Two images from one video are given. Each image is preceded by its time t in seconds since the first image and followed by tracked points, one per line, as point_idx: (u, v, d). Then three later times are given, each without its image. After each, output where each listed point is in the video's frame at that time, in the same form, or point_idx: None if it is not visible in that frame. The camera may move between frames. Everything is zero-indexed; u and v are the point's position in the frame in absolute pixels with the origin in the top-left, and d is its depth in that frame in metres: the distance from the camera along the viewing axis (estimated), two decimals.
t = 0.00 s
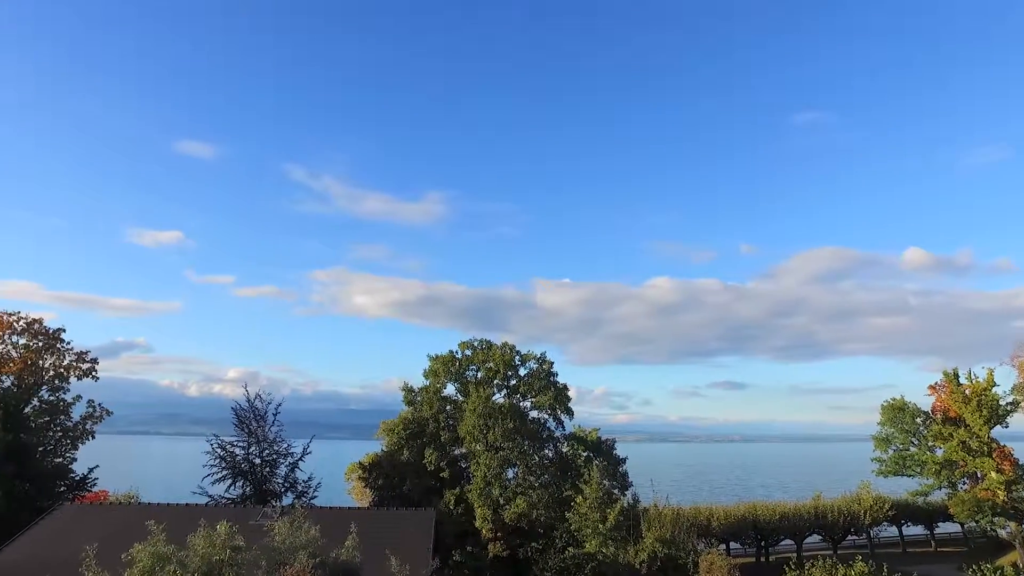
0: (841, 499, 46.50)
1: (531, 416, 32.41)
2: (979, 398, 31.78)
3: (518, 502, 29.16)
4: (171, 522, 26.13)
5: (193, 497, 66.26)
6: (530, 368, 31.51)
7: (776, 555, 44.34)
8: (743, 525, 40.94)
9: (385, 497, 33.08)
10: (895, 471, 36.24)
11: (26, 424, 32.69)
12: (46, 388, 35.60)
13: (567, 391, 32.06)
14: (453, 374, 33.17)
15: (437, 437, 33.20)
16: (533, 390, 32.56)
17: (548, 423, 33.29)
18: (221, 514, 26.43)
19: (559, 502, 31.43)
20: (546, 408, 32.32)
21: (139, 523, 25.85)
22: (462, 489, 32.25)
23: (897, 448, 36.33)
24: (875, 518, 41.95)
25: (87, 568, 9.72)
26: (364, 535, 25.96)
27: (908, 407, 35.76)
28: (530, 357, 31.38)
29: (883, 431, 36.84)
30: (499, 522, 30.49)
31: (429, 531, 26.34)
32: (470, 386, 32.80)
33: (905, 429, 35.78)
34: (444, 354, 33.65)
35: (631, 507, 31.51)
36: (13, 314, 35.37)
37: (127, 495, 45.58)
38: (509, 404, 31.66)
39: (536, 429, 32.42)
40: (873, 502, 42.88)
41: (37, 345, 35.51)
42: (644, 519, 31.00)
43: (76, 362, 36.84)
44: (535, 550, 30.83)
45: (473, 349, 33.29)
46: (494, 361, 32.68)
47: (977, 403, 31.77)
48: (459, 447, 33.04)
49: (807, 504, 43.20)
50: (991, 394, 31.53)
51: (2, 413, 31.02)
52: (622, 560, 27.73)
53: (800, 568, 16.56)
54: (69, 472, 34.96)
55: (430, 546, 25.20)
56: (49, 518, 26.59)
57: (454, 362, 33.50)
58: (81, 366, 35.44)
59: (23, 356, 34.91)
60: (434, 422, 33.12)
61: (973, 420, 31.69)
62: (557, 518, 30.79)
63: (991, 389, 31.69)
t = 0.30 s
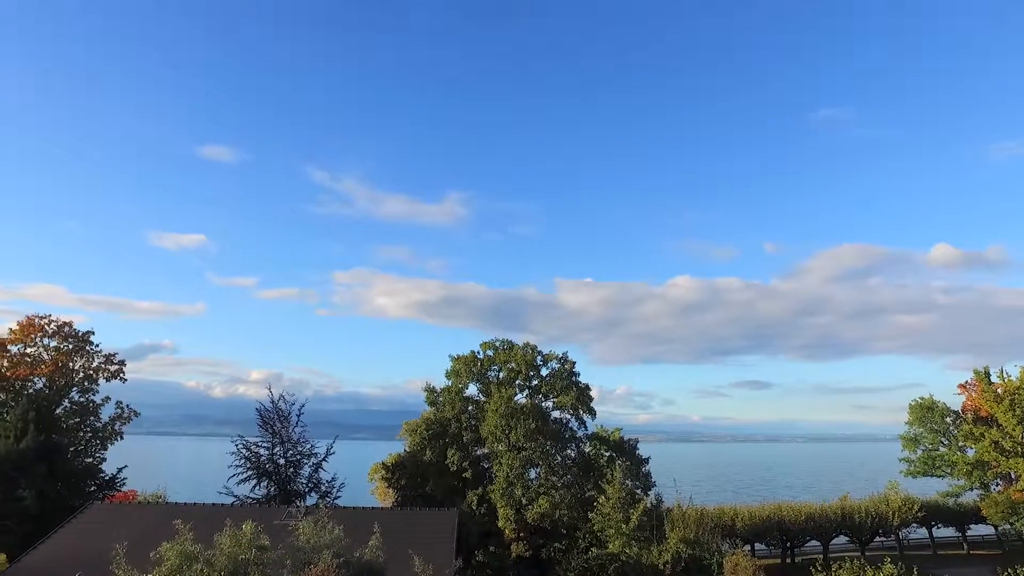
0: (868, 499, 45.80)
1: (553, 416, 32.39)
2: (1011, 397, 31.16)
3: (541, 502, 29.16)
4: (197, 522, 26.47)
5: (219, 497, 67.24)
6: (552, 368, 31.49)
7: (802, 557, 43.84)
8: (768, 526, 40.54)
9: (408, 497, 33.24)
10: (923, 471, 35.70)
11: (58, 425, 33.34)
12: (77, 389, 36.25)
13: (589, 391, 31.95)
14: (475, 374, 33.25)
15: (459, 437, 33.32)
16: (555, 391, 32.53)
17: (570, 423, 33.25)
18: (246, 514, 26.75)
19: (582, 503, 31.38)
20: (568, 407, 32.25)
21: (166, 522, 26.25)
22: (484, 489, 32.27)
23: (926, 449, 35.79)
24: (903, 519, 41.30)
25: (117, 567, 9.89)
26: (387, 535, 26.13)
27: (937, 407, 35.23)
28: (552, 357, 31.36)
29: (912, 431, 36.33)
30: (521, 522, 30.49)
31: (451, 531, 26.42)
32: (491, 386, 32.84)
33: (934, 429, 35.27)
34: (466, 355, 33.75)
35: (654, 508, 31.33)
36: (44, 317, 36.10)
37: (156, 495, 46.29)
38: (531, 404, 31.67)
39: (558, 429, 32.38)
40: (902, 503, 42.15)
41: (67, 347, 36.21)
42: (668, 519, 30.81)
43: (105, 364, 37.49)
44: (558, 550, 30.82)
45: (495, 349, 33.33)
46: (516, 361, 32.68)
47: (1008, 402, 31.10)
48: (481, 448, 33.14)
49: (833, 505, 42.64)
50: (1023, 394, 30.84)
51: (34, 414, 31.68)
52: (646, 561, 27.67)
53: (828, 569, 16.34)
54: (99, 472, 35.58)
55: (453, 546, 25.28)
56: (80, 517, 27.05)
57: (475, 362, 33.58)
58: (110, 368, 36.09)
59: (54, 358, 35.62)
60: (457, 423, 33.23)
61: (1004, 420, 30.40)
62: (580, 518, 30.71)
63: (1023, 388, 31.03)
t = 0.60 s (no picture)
0: (897, 501, 45.05)
1: (575, 417, 32.33)
2: None
3: (563, 503, 29.13)
4: (224, 522, 26.81)
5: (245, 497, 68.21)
6: (574, 368, 31.42)
7: (829, 559, 43.26)
8: (793, 528, 40.08)
9: (431, 497, 33.38)
10: (954, 473, 35.06)
11: (88, 426, 33.97)
12: (106, 391, 36.89)
13: (611, 391, 31.83)
14: (498, 375, 33.28)
15: (481, 438, 33.40)
16: (577, 391, 32.46)
17: (593, 423, 33.16)
18: (271, 514, 27.07)
19: (605, 503, 31.27)
20: (590, 408, 32.16)
21: (193, 522, 26.64)
22: (507, 490, 32.26)
23: (957, 449, 35.12)
24: (934, 521, 40.56)
25: (146, 565, 10.04)
26: (410, 535, 26.28)
27: (968, 407, 34.57)
28: (574, 357, 31.29)
29: (941, 431, 35.68)
30: (544, 523, 30.47)
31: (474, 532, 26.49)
32: (513, 387, 32.87)
33: (965, 430, 34.59)
34: (488, 356, 33.80)
35: (678, 508, 31.13)
36: (74, 321, 36.78)
37: (183, 495, 47.00)
38: (553, 405, 31.64)
39: (581, 430, 32.30)
40: (932, 504, 41.41)
41: (96, 350, 36.85)
42: (692, 520, 30.59)
43: (132, 366, 38.09)
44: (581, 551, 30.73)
45: (516, 350, 33.34)
46: (538, 362, 32.65)
47: None
48: (504, 448, 33.19)
49: (861, 507, 42.02)
50: None
51: (65, 416, 32.33)
52: (670, 562, 27.53)
53: (855, 572, 16.14)
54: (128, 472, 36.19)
55: (475, 547, 25.36)
56: (109, 517, 27.50)
57: (497, 363, 33.62)
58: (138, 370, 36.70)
59: (83, 361, 36.27)
60: (479, 424, 33.30)
61: None
62: (603, 519, 30.60)
63: None
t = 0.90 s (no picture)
0: (928, 502, 44.31)
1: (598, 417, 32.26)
2: None
3: (586, 503, 29.07)
4: (250, 521, 27.13)
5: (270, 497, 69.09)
6: (596, 368, 31.36)
7: (857, 561, 42.71)
8: (820, 529, 39.63)
9: (454, 497, 33.51)
10: (986, 474, 34.42)
11: (117, 427, 34.57)
12: (134, 392, 37.51)
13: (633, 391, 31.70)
14: (520, 376, 33.33)
15: (504, 438, 33.45)
16: (600, 391, 32.38)
17: (615, 423, 33.06)
18: (296, 514, 27.36)
19: (628, 504, 31.14)
20: (612, 407, 32.08)
21: (220, 522, 27.01)
22: (530, 490, 32.26)
23: (989, 450, 34.49)
24: (966, 523, 39.82)
25: (175, 564, 10.23)
26: (433, 535, 26.42)
27: (1001, 406, 33.93)
28: (596, 357, 31.22)
29: (973, 430, 35.08)
30: (567, 523, 30.43)
31: (497, 532, 26.55)
32: (536, 387, 32.88)
33: (998, 430, 33.95)
34: (510, 356, 33.86)
35: (702, 509, 30.91)
36: (103, 323, 37.47)
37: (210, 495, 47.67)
38: (575, 405, 31.60)
39: (603, 429, 32.22)
40: (964, 506, 40.64)
41: (124, 352, 37.50)
42: (716, 521, 30.37)
43: (159, 368, 38.69)
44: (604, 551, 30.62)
45: (538, 350, 33.35)
46: (560, 362, 32.63)
47: None
48: (526, 449, 33.19)
49: (889, 508, 41.39)
50: None
51: (95, 416, 32.94)
52: (694, 563, 27.38)
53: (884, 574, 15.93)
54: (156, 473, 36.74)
55: (498, 547, 25.43)
56: (138, 516, 27.96)
57: (519, 364, 33.66)
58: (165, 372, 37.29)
59: (112, 363, 36.92)
60: (501, 424, 33.36)
61: None
62: (627, 520, 30.47)
63: None
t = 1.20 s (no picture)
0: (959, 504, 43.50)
1: (620, 417, 32.15)
2: None
3: (609, 504, 28.97)
4: (274, 521, 27.43)
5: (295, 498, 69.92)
6: (618, 368, 31.26)
7: (885, 563, 42.10)
8: (847, 530, 39.11)
9: (477, 498, 33.57)
10: (1020, 475, 33.72)
11: (144, 428, 35.13)
12: (160, 394, 38.07)
13: (656, 391, 31.54)
14: (542, 376, 33.33)
15: (526, 438, 33.45)
16: (622, 391, 32.28)
17: (638, 423, 32.92)
18: (320, 514, 27.60)
19: (651, 504, 30.95)
20: (635, 407, 31.94)
21: (246, 521, 27.33)
22: (552, 491, 32.22)
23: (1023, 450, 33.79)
24: (999, 526, 38.98)
25: (202, 563, 10.40)
26: (456, 535, 26.51)
27: None
28: (618, 357, 31.12)
29: (1005, 430, 34.41)
30: (590, 523, 30.35)
31: (519, 532, 26.58)
32: (558, 387, 32.86)
33: None
34: (531, 357, 33.86)
35: (726, 509, 30.64)
36: (130, 326, 38.10)
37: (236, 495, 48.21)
38: (598, 405, 31.51)
39: (626, 429, 32.09)
40: (997, 508, 39.80)
41: (151, 354, 38.09)
42: (741, 521, 30.07)
43: (185, 369, 39.23)
44: (628, 552, 30.44)
45: (560, 350, 33.32)
46: (582, 362, 32.56)
47: None
48: (549, 449, 33.15)
49: (919, 509, 40.70)
50: None
51: (123, 418, 33.52)
52: (718, 564, 27.20)
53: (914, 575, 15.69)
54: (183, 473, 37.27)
55: (521, 547, 25.45)
56: (166, 516, 28.39)
57: (541, 364, 33.65)
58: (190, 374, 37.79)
59: (139, 365, 37.52)
60: (524, 424, 33.36)
61: None
62: (650, 520, 30.28)
63: None
